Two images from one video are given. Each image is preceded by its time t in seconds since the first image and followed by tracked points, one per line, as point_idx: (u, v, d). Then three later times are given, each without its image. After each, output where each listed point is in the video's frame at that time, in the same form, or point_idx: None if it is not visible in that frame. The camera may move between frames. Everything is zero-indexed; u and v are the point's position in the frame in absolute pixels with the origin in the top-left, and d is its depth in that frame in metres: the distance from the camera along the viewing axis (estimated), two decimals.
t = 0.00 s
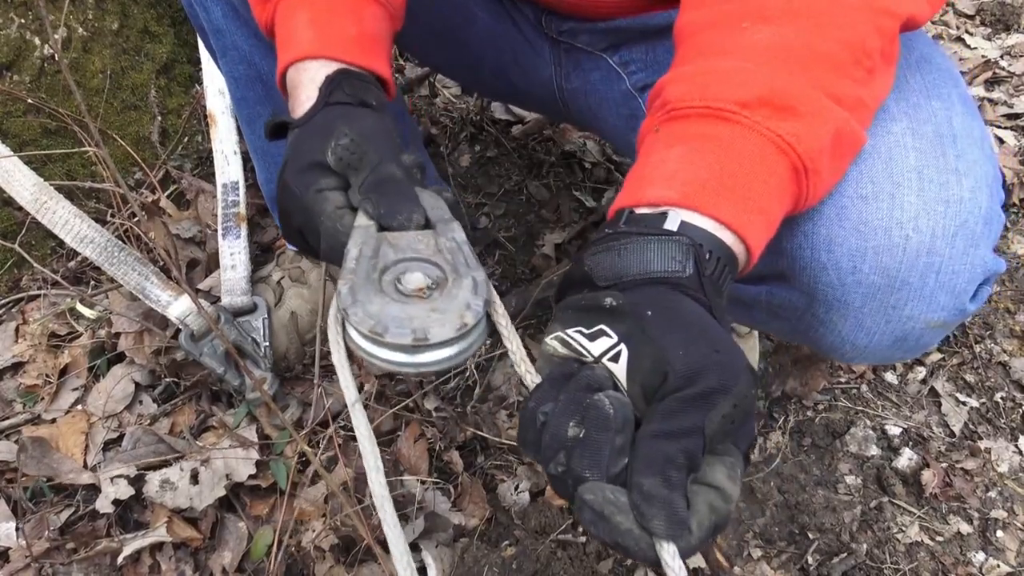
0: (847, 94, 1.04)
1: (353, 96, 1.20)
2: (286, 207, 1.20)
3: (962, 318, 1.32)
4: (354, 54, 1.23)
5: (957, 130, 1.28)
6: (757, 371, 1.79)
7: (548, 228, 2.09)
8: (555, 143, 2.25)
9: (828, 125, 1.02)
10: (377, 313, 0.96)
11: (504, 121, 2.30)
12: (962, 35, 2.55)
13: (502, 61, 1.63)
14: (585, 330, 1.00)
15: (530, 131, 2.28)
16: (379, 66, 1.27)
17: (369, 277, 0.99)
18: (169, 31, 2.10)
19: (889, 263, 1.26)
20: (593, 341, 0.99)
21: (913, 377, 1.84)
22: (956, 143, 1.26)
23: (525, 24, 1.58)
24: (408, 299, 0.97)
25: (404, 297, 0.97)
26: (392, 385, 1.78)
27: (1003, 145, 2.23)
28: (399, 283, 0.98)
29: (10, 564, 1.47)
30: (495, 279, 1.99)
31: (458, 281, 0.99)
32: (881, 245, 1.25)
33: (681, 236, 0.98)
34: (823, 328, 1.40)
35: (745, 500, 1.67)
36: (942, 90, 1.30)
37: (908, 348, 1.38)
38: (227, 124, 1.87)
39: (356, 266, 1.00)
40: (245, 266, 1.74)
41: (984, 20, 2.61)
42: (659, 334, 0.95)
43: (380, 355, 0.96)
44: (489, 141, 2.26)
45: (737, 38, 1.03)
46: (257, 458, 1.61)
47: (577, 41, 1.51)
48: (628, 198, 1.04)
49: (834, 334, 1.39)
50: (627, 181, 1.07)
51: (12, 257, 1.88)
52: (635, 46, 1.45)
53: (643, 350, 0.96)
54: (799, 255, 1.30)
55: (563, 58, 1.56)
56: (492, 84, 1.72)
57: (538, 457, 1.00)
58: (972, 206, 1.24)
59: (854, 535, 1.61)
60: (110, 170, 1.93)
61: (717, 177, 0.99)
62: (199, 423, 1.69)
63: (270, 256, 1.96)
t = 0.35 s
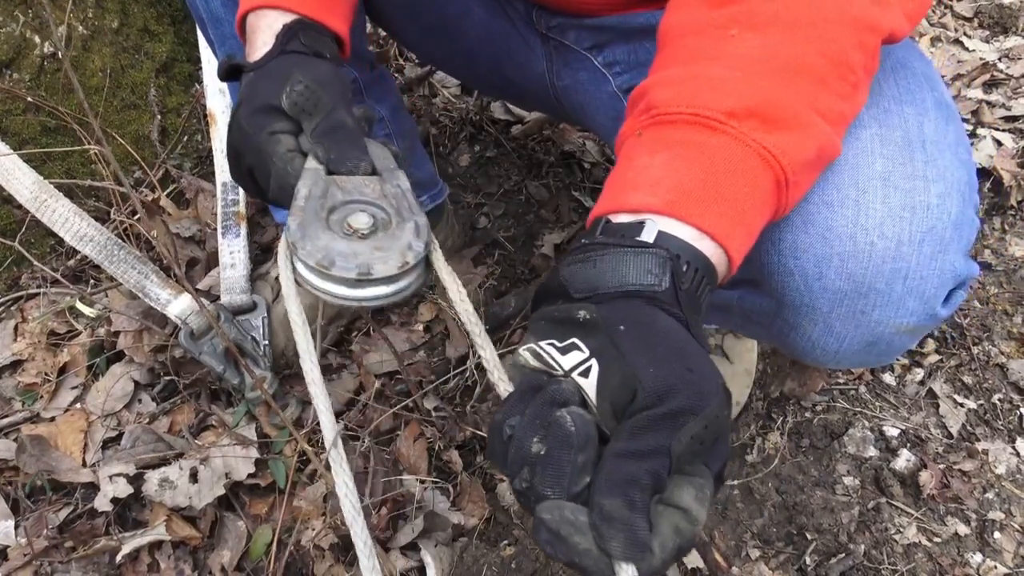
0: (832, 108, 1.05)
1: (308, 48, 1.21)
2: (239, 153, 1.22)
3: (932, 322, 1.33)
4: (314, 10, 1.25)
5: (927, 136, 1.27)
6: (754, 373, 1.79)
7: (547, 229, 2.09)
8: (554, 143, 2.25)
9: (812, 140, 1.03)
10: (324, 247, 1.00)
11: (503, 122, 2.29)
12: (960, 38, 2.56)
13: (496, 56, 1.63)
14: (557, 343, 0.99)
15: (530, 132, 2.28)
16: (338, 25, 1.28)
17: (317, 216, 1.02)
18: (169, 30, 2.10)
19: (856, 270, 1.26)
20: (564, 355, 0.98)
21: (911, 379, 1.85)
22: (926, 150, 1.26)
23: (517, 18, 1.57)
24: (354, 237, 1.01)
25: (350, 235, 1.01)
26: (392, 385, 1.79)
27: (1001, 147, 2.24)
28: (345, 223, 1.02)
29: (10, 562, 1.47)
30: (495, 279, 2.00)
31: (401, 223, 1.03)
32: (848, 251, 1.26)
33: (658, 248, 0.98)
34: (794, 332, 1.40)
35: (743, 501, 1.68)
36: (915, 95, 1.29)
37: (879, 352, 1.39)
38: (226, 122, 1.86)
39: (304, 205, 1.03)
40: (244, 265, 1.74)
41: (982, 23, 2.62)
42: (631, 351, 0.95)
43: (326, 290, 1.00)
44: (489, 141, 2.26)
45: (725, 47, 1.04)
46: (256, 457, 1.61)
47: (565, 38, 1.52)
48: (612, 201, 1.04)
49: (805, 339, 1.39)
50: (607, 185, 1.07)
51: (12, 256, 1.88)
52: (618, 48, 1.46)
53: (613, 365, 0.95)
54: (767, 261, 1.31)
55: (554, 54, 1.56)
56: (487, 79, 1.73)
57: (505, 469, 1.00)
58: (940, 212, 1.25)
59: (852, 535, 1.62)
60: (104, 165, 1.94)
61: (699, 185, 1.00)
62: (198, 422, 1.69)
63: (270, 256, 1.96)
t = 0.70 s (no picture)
0: (841, 83, 1.05)
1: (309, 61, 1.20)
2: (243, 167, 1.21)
3: (957, 310, 1.32)
4: (315, 30, 1.22)
5: (953, 125, 1.27)
6: (752, 377, 1.81)
7: (545, 231, 2.10)
8: (552, 145, 2.26)
9: (818, 115, 1.03)
10: (372, 263, 0.99)
11: (502, 124, 2.30)
12: (959, 43, 2.56)
13: (499, 59, 1.63)
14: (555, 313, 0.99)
15: (529, 134, 2.28)
16: (338, 44, 1.25)
17: (356, 231, 1.01)
18: (170, 30, 2.10)
19: (888, 255, 1.24)
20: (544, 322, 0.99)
21: (908, 384, 1.85)
22: (953, 138, 1.26)
23: (521, 20, 1.58)
24: (399, 250, 1.00)
25: (396, 248, 1.00)
26: (388, 386, 1.79)
27: (999, 152, 2.25)
28: (386, 236, 1.01)
29: (6, 561, 1.47)
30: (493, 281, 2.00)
31: (442, 231, 1.04)
32: (880, 236, 1.24)
33: (642, 218, 0.98)
34: (820, 321, 1.37)
35: (739, 504, 1.69)
36: (937, 87, 1.29)
37: (903, 341, 1.37)
38: (225, 122, 1.86)
39: (339, 221, 1.02)
40: (243, 264, 1.75)
41: (980, 28, 2.63)
42: (602, 313, 0.95)
43: (380, 308, 0.99)
44: (488, 143, 2.27)
45: (730, 28, 1.05)
46: (253, 457, 1.61)
47: (575, 41, 1.53)
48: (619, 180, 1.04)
49: (831, 327, 1.36)
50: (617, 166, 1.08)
51: (9, 255, 1.88)
52: (631, 47, 1.47)
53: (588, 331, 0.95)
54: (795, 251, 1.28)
55: (561, 57, 1.57)
56: (490, 84, 1.72)
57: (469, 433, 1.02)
58: (969, 199, 1.24)
59: (847, 539, 1.63)
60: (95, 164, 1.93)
61: (700, 160, 1.00)
62: (196, 422, 1.69)
63: (268, 256, 1.96)
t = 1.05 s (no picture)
0: (753, 67, 1.07)
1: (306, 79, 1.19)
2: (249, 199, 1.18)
3: (978, 298, 1.29)
4: (320, 49, 1.22)
5: (973, 114, 1.25)
6: (749, 379, 1.80)
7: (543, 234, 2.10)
8: (550, 149, 2.27)
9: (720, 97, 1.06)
10: (373, 281, 0.89)
11: (500, 127, 2.31)
12: (956, 47, 2.57)
13: (502, 63, 1.62)
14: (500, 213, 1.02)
15: (527, 137, 2.29)
16: (344, 64, 1.25)
17: (358, 252, 0.92)
18: (169, 33, 2.09)
19: (911, 239, 1.21)
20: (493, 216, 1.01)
21: (905, 386, 1.86)
22: (974, 126, 1.24)
23: (527, 26, 1.58)
24: (403, 267, 0.91)
25: (400, 266, 0.91)
26: (386, 389, 1.77)
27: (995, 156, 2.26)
28: (391, 255, 0.92)
29: (4, 564, 1.47)
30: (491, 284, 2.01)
31: (450, 246, 0.94)
32: (905, 219, 1.20)
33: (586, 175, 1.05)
34: (840, 309, 1.32)
35: (736, 506, 1.70)
36: (955, 79, 1.28)
37: (923, 331, 1.32)
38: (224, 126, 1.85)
39: (342, 243, 0.93)
40: (241, 267, 1.74)
41: (978, 31, 2.63)
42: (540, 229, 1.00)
43: (382, 326, 0.90)
44: (486, 146, 2.28)
45: (668, 23, 1.11)
46: (251, 460, 1.62)
47: (583, 45, 1.55)
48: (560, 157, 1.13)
49: (851, 314, 1.31)
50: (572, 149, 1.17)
51: (8, 258, 1.88)
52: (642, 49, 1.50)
53: (530, 249, 0.97)
54: (817, 235, 1.24)
55: (568, 62, 1.59)
56: (491, 90, 1.72)
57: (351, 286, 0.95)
58: (991, 186, 1.22)
59: (845, 542, 1.63)
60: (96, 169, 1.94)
61: (609, 137, 1.06)
62: (194, 425, 1.69)
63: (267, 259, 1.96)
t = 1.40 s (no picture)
0: (718, 84, 1.08)
1: (290, 16, 0.97)
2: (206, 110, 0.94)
3: (965, 305, 1.29)
4: None
5: (960, 120, 1.25)
6: (748, 381, 1.81)
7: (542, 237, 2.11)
8: (550, 151, 2.27)
9: (685, 115, 1.08)
10: (368, 335, 1.00)
11: (500, 130, 2.31)
12: (955, 49, 2.58)
13: (501, 69, 1.62)
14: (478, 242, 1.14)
15: (526, 140, 2.29)
16: None
17: (356, 308, 1.03)
18: (169, 38, 2.05)
19: (898, 244, 1.21)
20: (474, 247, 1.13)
21: (904, 388, 1.85)
22: (960, 131, 1.24)
23: (527, 35, 1.59)
24: (396, 321, 1.01)
25: (393, 320, 1.01)
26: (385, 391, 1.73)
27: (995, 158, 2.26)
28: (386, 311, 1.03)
29: (5, 568, 1.48)
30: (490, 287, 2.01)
31: (440, 299, 1.04)
32: (890, 225, 1.20)
33: (564, 205, 1.13)
34: (828, 315, 1.31)
35: (736, 508, 1.71)
36: (943, 84, 1.28)
37: (912, 335, 1.32)
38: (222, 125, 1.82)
39: (341, 301, 1.04)
40: (241, 271, 1.75)
41: (976, 33, 2.64)
42: (520, 260, 1.12)
43: (380, 379, 0.99)
44: (485, 149, 2.28)
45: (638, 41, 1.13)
46: (251, 463, 1.61)
47: (583, 52, 1.56)
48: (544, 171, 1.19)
49: (840, 319, 1.30)
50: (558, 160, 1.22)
51: (8, 261, 1.89)
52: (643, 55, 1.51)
53: (513, 299, 1.06)
54: (804, 239, 1.24)
55: (567, 69, 1.60)
56: (489, 96, 1.72)
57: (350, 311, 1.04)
58: (977, 191, 1.22)
59: (844, 543, 1.64)
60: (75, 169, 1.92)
61: (583, 156, 1.12)
62: (194, 428, 1.70)
63: (267, 262, 1.97)
